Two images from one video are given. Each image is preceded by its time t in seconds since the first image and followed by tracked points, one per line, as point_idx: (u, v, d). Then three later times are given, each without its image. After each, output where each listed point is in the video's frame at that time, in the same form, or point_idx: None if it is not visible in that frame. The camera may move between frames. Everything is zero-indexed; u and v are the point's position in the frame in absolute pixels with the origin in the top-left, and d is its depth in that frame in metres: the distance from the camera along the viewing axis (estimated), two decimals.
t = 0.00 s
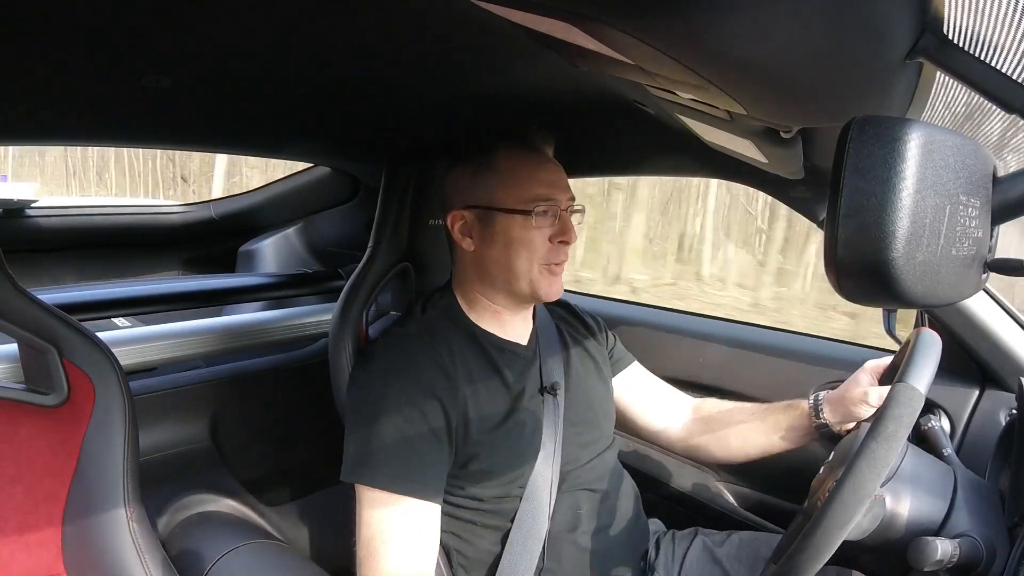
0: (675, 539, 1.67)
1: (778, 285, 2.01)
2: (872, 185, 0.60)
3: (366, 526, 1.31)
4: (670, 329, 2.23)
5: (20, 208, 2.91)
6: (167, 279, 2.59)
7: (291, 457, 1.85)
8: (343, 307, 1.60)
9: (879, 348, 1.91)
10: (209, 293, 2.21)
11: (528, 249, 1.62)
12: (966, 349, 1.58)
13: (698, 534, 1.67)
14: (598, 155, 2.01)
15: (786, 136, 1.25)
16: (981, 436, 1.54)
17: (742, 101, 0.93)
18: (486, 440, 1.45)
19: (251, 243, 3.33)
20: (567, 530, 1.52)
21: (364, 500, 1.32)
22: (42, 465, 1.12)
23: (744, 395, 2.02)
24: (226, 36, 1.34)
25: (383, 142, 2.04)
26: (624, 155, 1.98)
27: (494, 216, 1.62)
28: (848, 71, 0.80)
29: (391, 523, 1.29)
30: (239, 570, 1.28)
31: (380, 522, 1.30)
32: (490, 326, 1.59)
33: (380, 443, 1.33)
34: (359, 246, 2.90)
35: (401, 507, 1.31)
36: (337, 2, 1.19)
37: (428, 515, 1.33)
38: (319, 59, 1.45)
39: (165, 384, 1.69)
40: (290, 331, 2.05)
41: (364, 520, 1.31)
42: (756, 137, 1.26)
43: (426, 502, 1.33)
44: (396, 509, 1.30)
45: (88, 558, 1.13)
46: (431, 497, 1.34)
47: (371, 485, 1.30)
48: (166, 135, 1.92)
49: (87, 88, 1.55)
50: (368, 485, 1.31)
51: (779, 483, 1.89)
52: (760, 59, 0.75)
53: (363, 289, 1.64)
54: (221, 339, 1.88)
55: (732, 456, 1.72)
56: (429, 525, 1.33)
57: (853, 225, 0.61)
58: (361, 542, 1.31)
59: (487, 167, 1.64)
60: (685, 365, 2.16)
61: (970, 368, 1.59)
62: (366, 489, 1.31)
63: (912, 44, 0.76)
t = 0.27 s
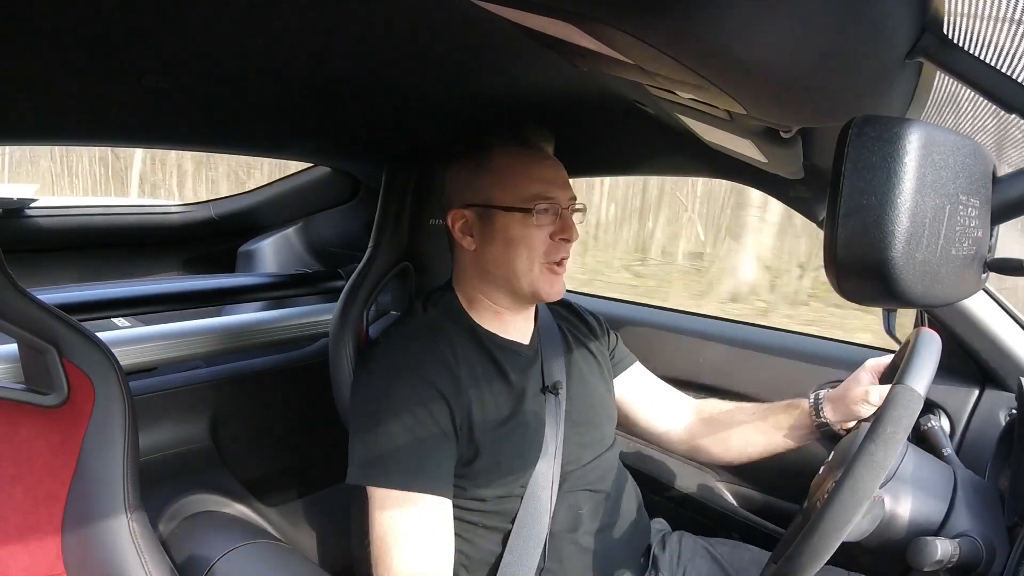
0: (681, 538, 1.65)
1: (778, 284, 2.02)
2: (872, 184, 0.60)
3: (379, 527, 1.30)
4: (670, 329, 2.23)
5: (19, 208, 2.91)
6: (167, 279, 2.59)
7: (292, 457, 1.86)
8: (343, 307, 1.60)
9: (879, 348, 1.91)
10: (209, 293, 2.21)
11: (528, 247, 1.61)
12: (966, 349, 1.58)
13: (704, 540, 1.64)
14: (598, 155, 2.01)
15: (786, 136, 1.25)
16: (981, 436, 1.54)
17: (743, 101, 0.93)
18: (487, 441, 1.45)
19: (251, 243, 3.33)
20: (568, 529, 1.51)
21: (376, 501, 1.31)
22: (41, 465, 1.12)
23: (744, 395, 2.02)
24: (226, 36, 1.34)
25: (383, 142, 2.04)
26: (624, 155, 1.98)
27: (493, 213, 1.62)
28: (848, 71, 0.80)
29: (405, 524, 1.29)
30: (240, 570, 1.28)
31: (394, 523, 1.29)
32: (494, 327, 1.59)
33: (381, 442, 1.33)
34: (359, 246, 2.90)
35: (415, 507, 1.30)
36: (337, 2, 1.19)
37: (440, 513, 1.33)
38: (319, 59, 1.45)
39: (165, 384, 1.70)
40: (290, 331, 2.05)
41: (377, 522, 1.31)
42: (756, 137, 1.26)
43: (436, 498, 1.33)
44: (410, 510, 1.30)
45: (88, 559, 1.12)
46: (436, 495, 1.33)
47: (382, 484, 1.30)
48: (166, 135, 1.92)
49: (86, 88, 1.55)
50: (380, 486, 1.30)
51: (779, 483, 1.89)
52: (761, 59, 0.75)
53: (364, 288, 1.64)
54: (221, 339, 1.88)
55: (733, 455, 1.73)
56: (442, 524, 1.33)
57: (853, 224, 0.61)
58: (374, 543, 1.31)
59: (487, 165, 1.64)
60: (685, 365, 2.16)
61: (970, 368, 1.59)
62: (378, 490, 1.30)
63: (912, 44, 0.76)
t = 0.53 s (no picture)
0: (682, 539, 1.64)
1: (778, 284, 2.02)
2: (872, 185, 0.60)
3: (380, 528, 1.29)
4: (671, 329, 2.23)
5: (20, 208, 2.91)
6: (167, 279, 2.59)
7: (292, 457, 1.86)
8: (343, 307, 1.60)
9: (879, 347, 1.91)
10: (209, 293, 2.21)
11: (521, 248, 1.61)
12: (966, 349, 1.58)
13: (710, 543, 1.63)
14: (598, 155, 2.01)
15: (786, 136, 1.25)
16: (981, 436, 1.54)
17: (742, 102, 0.93)
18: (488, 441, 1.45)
19: (251, 243, 3.33)
20: (568, 528, 1.51)
21: (378, 503, 1.31)
22: (41, 466, 1.12)
23: (745, 395, 2.02)
24: (226, 37, 1.34)
25: (383, 142, 2.04)
26: (623, 155, 1.98)
27: (486, 214, 1.63)
28: (849, 71, 0.80)
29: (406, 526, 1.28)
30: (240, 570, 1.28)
31: (395, 524, 1.28)
32: (496, 329, 1.59)
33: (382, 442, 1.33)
34: (359, 246, 2.90)
35: (416, 510, 1.30)
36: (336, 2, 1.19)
37: (441, 517, 1.32)
38: (319, 59, 1.45)
39: (166, 384, 1.70)
40: (290, 331, 2.05)
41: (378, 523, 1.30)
42: (756, 137, 1.26)
43: (439, 499, 1.32)
44: (412, 512, 1.29)
45: (88, 559, 1.12)
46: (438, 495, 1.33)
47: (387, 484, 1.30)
48: (166, 135, 1.92)
49: (87, 88, 1.55)
50: (383, 486, 1.30)
51: (779, 482, 1.88)
52: (761, 59, 0.75)
53: (364, 289, 1.64)
54: (221, 339, 1.88)
55: (735, 454, 1.73)
56: (444, 528, 1.32)
57: (853, 224, 0.61)
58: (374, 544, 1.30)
59: (481, 165, 1.64)
60: (686, 364, 2.16)
61: (970, 368, 1.59)
62: (381, 490, 1.30)
63: (912, 44, 0.76)
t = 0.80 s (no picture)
0: (683, 539, 1.64)
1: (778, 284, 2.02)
2: (872, 184, 0.60)
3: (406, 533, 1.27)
4: (671, 329, 2.23)
5: (20, 208, 2.91)
6: (167, 279, 2.59)
7: (292, 457, 1.86)
8: (343, 307, 1.59)
9: (879, 347, 1.91)
10: (209, 293, 2.21)
11: (515, 248, 1.61)
12: (966, 349, 1.59)
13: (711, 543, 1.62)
14: (597, 155, 2.01)
15: (786, 136, 1.25)
16: (981, 435, 1.54)
17: (742, 102, 0.93)
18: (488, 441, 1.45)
19: (251, 243, 3.33)
20: (568, 527, 1.51)
21: (398, 508, 1.29)
22: (42, 466, 1.12)
23: (745, 395, 2.02)
24: (227, 36, 1.34)
25: (383, 142, 2.04)
26: (623, 155, 1.98)
27: (481, 215, 1.64)
28: (849, 72, 0.80)
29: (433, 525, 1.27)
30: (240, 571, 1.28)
31: (420, 526, 1.27)
32: (496, 330, 1.59)
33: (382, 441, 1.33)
34: (359, 246, 2.90)
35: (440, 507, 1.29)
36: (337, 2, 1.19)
37: (465, 514, 1.32)
38: (319, 59, 1.45)
39: (166, 384, 1.70)
40: (290, 331, 2.05)
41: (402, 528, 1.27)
42: (756, 137, 1.26)
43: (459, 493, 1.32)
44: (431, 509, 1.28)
45: (88, 559, 1.12)
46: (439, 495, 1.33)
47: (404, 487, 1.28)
48: (166, 135, 1.92)
49: (87, 88, 1.55)
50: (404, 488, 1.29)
51: (779, 482, 1.88)
52: (761, 59, 0.75)
53: (364, 289, 1.64)
54: (221, 339, 1.88)
55: (736, 454, 1.72)
56: (468, 525, 1.32)
57: (853, 224, 0.61)
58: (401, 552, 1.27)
59: (475, 167, 1.66)
60: (686, 364, 2.16)
61: (970, 368, 1.59)
62: (402, 493, 1.29)
63: (912, 45, 0.76)
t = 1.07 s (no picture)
0: (677, 537, 1.66)
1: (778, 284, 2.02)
2: (872, 184, 0.60)
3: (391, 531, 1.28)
4: (670, 329, 2.23)
5: (20, 207, 2.91)
6: (167, 279, 2.59)
7: (291, 457, 1.86)
8: (343, 307, 1.59)
9: (879, 347, 1.91)
10: (209, 293, 2.21)
11: (527, 251, 1.62)
12: (966, 349, 1.58)
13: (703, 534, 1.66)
14: (598, 154, 2.01)
15: (786, 135, 1.25)
16: (981, 436, 1.54)
17: (742, 102, 0.93)
18: (487, 442, 1.45)
19: (251, 242, 3.33)
20: (568, 527, 1.51)
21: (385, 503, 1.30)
22: (42, 465, 1.12)
23: (745, 395, 2.02)
24: (227, 36, 1.34)
25: (383, 142, 2.04)
26: (623, 155, 1.98)
27: (492, 218, 1.62)
28: (849, 71, 0.80)
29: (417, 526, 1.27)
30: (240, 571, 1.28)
31: (403, 527, 1.27)
32: (495, 331, 1.59)
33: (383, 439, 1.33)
34: (359, 246, 2.90)
35: (429, 507, 1.28)
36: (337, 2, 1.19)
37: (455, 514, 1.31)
38: (319, 58, 1.45)
39: (166, 383, 1.70)
40: (290, 330, 2.05)
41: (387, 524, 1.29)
42: (756, 137, 1.26)
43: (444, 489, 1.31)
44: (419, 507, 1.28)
45: (88, 561, 1.11)
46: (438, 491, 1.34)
47: (391, 480, 1.29)
48: (166, 135, 1.92)
49: (88, 87, 1.55)
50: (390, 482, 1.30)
51: (779, 482, 1.88)
52: (763, 59, 0.75)
53: (364, 289, 1.64)
54: (221, 339, 1.88)
55: (734, 457, 1.73)
56: (457, 524, 1.31)
57: (853, 224, 0.61)
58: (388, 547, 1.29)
59: (485, 168, 1.64)
60: (685, 364, 2.16)
61: (970, 368, 1.59)
62: (386, 489, 1.30)
63: (912, 44, 0.76)
